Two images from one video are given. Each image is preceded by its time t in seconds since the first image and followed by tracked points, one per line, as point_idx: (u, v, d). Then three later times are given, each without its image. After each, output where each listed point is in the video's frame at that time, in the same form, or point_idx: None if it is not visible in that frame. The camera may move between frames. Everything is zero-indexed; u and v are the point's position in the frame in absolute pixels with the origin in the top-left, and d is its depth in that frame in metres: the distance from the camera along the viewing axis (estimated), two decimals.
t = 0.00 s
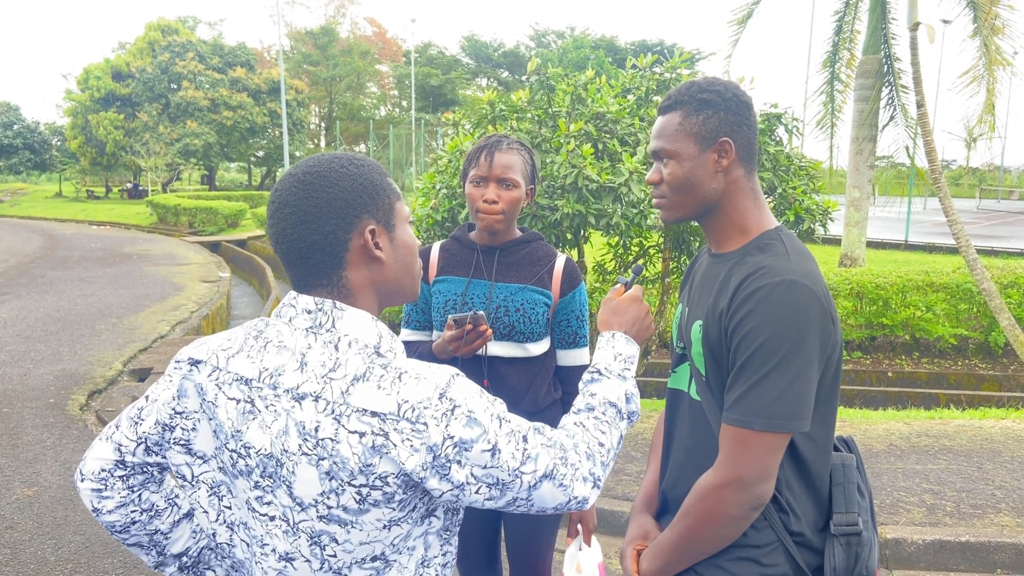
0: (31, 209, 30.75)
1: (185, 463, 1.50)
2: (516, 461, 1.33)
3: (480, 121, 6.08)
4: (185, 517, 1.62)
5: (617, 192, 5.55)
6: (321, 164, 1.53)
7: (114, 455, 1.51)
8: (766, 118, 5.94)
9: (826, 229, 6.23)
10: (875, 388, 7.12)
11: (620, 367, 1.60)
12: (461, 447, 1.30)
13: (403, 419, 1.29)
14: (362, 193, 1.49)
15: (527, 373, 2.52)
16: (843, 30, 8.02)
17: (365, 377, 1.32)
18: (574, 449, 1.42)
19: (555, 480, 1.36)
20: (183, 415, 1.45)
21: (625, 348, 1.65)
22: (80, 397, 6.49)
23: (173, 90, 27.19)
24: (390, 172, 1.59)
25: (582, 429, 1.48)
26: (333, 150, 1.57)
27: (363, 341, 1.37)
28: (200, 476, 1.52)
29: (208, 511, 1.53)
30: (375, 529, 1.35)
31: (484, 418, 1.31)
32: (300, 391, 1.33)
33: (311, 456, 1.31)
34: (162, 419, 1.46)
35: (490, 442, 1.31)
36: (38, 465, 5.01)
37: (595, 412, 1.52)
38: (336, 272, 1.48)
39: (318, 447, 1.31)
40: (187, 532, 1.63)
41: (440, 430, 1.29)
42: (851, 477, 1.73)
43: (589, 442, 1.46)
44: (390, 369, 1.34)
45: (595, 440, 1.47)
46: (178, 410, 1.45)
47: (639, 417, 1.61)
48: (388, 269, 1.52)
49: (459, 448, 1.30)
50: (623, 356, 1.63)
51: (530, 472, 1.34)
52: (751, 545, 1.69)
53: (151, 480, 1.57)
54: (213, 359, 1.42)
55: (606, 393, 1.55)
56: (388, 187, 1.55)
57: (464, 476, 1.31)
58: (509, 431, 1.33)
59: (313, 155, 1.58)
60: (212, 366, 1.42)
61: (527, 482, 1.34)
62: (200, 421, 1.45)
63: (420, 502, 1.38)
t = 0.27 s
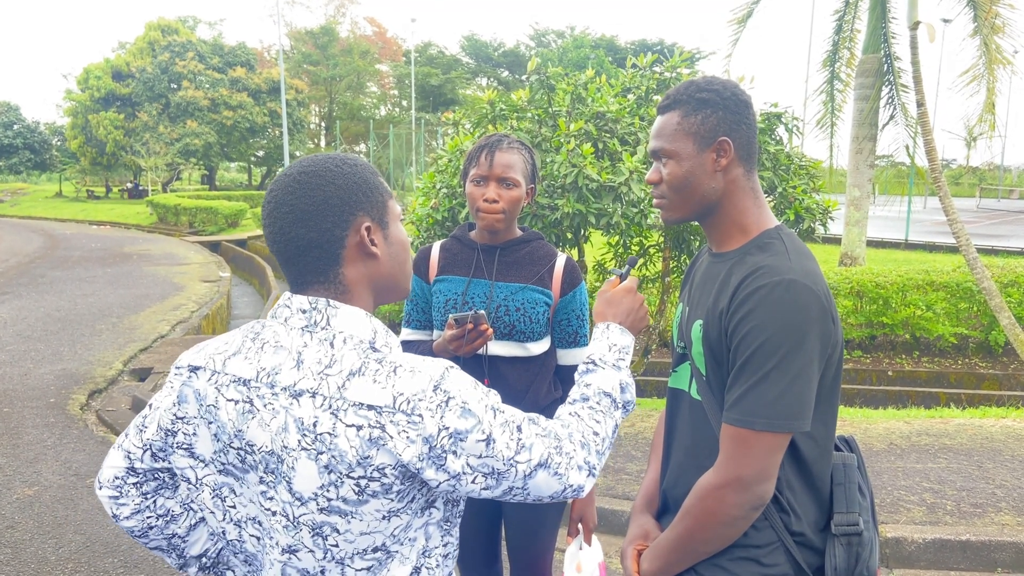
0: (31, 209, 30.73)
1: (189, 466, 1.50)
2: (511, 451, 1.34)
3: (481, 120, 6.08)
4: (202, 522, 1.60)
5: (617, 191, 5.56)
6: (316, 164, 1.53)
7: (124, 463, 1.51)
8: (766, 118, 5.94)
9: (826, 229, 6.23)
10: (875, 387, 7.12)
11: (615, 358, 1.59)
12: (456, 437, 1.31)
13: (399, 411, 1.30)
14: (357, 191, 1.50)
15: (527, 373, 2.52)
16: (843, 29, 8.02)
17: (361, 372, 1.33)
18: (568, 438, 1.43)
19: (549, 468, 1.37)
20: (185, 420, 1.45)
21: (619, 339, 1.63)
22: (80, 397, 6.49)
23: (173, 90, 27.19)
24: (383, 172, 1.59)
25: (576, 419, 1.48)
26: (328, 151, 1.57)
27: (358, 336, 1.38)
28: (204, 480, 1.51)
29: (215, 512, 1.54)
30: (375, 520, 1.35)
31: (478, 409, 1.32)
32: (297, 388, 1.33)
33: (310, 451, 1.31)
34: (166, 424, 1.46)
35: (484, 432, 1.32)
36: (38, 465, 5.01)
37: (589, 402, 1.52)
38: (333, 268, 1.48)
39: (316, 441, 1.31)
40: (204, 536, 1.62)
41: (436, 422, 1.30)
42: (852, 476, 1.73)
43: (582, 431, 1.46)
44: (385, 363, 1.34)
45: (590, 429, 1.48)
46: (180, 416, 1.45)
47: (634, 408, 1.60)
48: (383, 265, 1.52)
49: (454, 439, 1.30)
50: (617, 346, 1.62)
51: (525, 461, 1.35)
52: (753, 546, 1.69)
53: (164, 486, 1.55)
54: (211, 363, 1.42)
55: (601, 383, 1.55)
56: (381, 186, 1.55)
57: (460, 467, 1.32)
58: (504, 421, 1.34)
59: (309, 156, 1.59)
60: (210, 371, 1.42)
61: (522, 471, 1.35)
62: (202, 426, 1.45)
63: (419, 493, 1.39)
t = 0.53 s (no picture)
0: (32, 210, 30.73)
1: (186, 464, 1.50)
2: (501, 451, 1.33)
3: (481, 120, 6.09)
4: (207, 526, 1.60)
5: (617, 191, 5.56)
6: (314, 164, 1.53)
7: (132, 458, 1.52)
8: (766, 117, 5.94)
9: (826, 228, 6.23)
10: (876, 387, 7.12)
11: (606, 360, 1.58)
12: (447, 437, 1.31)
13: (390, 411, 1.30)
14: (355, 192, 1.50)
15: (528, 373, 2.52)
16: (843, 28, 8.02)
17: (353, 371, 1.33)
18: (559, 440, 1.43)
19: (539, 470, 1.37)
20: (183, 417, 1.46)
21: (612, 341, 1.63)
22: (81, 398, 6.49)
23: (173, 90, 27.20)
24: (381, 172, 1.60)
25: (567, 421, 1.49)
26: (326, 151, 1.58)
27: (351, 336, 1.38)
28: (198, 479, 1.50)
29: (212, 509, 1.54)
30: (366, 518, 1.34)
31: (469, 410, 1.32)
32: (290, 386, 1.34)
33: (302, 449, 1.32)
34: (166, 420, 1.47)
35: (476, 433, 1.32)
36: (39, 466, 5.02)
37: (581, 404, 1.53)
38: (329, 268, 1.48)
39: (308, 440, 1.31)
40: (207, 541, 1.61)
41: (427, 422, 1.30)
42: (853, 476, 1.73)
43: (573, 433, 1.47)
44: (378, 363, 1.34)
45: (581, 431, 1.48)
46: (179, 413, 1.46)
47: (626, 410, 1.61)
48: (380, 265, 1.52)
49: (445, 439, 1.31)
50: (609, 348, 1.62)
51: (516, 462, 1.35)
52: (755, 546, 1.69)
53: (173, 484, 1.57)
54: (208, 361, 1.43)
55: (592, 385, 1.55)
56: (378, 186, 1.55)
57: (450, 467, 1.32)
58: (495, 422, 1.34)
59: (307, 155, 1.59)
60: (208, 369, 1.43)
61: (512, 472, 1.35)
62: (200, 424, 1.45)
63: (410, 492, 1.38)
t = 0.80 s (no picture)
0: (33, 211, 30.74)
1: (176, 465, 1.50)
2: (491, 458, 1.34)
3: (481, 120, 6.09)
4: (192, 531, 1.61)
5: (618, 191, 5.56)
6: (312, 166, 1.54)
7: (120, 461, 1.53)
8: (766, 117, 5.94)
9: (827, 227, 6.23)
10: (877, 386, 7.11)
11: (599, 367, 1.60)
12: (437, 443, 1.31)
13: (381, 416, 1.30)
14: (352, 195, 1.51)
15: (528, 373, 2.52)
16: (843, 27, 8.02)
17: (345, 375, 1.33)
18: (548, 447, 1.43)
19: (529, 476, 1.38)
20: (173, 417, 1.46)
21: (605, 348, 1.65)
22: (83, 399, 6.49)
23: (174, 91, 27.20)
24: (379, 176, 1.60)
25: (558, 427, 1.49)
26: (325, 154, 1.58)
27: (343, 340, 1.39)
28: (189, 480, 1.51)
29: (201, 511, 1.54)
30: (356, 522, 1.35)
31: (460, 416, 1.33)
32: (281, 388, 1.34)
33: (292, 451, 1.32)
34: (158, 418, 1.47)
35: (466, 439, 1.32)
36: (41, 467, 5.02)
37: (573, 410, 1.52)
38: (324, 271, 1.49)
39: (298, 442, 1.32)
40: (193, 547, 1.62)
41: (418, 427, 1.31)
42: (852, 475, 1.74)
43: (564, 439, 1.47)
44: (369, 367, 1.34)
45: (571, 438, 1.48)
46: (169, 413, 1.46)
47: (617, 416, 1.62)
48: (375, 269, 1.53)
49: (435, 444, 1.31)
50: (603, 355, 1.64)
51: (505, 468, 1.35)
52: (754, 545, 1.69)
53: (161, 488, 1.57)
54: (198, 361, 1.43)
55: (584, 392, 1.55)
56: (375, 190, 1.56)
57: (440, 472, 1.33)
58: (485, 428, 1.35)
59: (306, 157, 1.59)
60: (197, 368, 1.43)
61: (501, 478, 1.36)
62: (190, 425, 1.45)
63: (400, 496, 1.38)
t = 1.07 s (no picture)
0: (35, 212, 30.78)
1: (169, 471, 1.50)
2: (490, 458, 1.35)
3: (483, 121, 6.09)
4: (183, 539, 1.63)
5: (619, 191, 5.57)
6: (306, 168, 1.54)
7: (108, 471, 1.53)
8: (767, 117, 5.93)
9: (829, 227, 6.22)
10: (880, 386, 7.11)
11: (593, 368, 1.60)
12: (438, 443, 1.32)
13: (383, 417, 1.31)
14: (347, 197, 1.51)
15: (529, 374, 2.53)
16: (845, 27, 8.01)
17: (346, 377, 1.34)
18: (545, 447, 1.44)
19: (527, 477, 1.38)
20: (166, 423, 1.46)
21: (598, 350, 1.65)
22: (85, 400, 6.50)
23: (176, 92, 27.23)
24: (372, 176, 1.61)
25: (554, 427, 1.49)
26: (319, 155, 1.59)
27: (342, 342, 1.39)
28: (182, 486, 1.51)
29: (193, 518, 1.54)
30: (357, 524, 1.35)
31: (461, 416, 1.34)
32: (280, 391, 1.34)
33: (292, 454, 1.32)
34: (150, 425, 1.47)
35: (466, 439, 1.33)
36: (43, 468, 5.03)
37: (567, 411, 1.53)
38: (319, 272, 1.49)
39: (299, 445, 1.32)
40: (183, 557, 1.63)
41: (419, 428, 1.31)
42: (851, 475, 1.74)
43: (560, 440, 1.47)
44: (369, 369, 1.35)
45: (567, 438, 1.48)
46: (161, 419, 1.46)
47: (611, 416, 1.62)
48: (369, 269, 1.54)
49: (436, 444, 1.32)
50: (596, 356, 1.64)
51: (504, 469, 1.36)
52: (752, 545, 1.69)
53: (151, 497, 1.58)
54: (192, 365, 1.44)
55: (579, 393, 1.56)
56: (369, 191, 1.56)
57: (441, 472, 1.33)
58: (484, 429, 1.36)
59: (301, 158, 1.60)
60: (190, 373, 1.43)
61: (500, 479, 1.36)
62: (184, 430, 1.45)
63: (399, 497, 1.39)
